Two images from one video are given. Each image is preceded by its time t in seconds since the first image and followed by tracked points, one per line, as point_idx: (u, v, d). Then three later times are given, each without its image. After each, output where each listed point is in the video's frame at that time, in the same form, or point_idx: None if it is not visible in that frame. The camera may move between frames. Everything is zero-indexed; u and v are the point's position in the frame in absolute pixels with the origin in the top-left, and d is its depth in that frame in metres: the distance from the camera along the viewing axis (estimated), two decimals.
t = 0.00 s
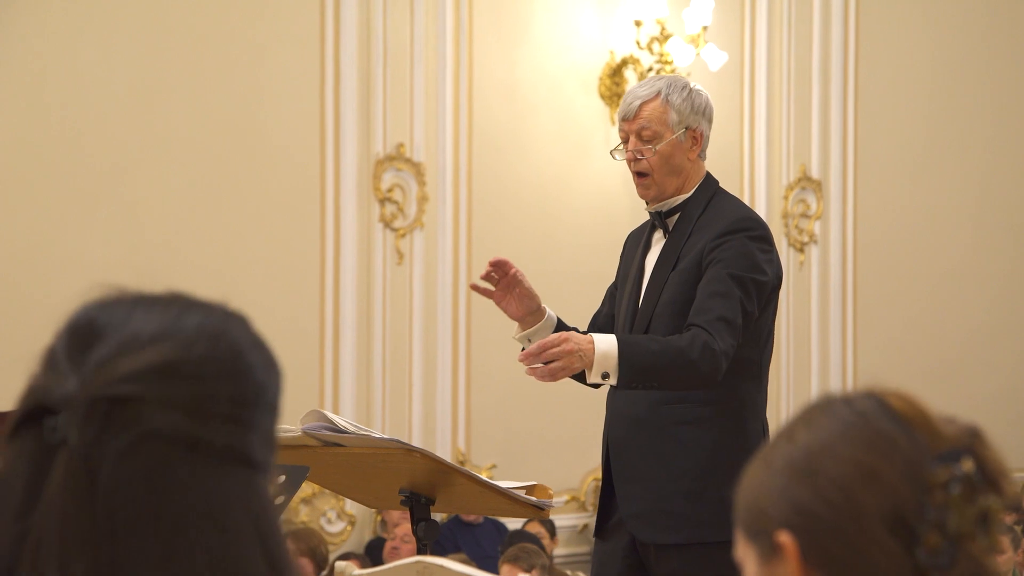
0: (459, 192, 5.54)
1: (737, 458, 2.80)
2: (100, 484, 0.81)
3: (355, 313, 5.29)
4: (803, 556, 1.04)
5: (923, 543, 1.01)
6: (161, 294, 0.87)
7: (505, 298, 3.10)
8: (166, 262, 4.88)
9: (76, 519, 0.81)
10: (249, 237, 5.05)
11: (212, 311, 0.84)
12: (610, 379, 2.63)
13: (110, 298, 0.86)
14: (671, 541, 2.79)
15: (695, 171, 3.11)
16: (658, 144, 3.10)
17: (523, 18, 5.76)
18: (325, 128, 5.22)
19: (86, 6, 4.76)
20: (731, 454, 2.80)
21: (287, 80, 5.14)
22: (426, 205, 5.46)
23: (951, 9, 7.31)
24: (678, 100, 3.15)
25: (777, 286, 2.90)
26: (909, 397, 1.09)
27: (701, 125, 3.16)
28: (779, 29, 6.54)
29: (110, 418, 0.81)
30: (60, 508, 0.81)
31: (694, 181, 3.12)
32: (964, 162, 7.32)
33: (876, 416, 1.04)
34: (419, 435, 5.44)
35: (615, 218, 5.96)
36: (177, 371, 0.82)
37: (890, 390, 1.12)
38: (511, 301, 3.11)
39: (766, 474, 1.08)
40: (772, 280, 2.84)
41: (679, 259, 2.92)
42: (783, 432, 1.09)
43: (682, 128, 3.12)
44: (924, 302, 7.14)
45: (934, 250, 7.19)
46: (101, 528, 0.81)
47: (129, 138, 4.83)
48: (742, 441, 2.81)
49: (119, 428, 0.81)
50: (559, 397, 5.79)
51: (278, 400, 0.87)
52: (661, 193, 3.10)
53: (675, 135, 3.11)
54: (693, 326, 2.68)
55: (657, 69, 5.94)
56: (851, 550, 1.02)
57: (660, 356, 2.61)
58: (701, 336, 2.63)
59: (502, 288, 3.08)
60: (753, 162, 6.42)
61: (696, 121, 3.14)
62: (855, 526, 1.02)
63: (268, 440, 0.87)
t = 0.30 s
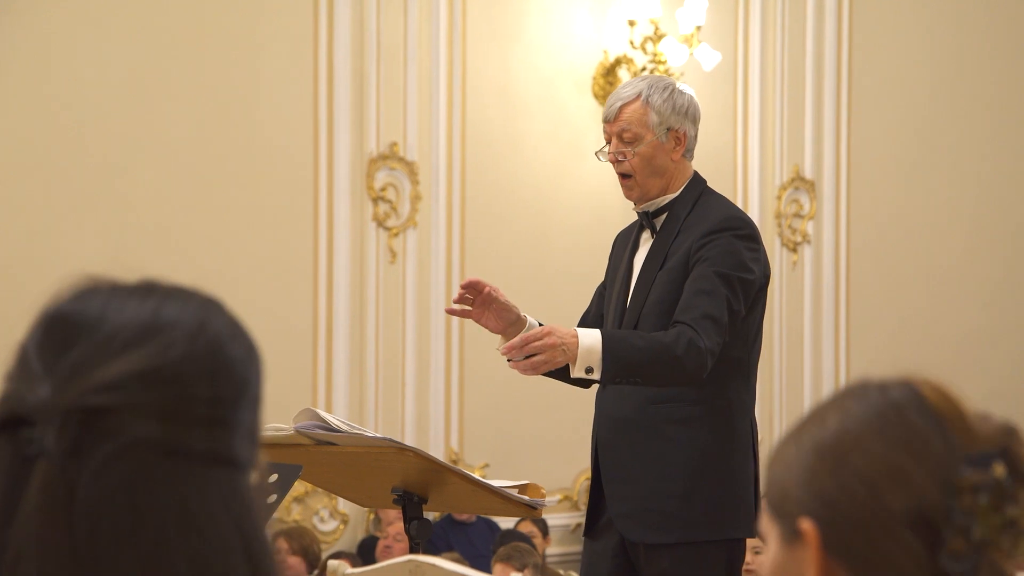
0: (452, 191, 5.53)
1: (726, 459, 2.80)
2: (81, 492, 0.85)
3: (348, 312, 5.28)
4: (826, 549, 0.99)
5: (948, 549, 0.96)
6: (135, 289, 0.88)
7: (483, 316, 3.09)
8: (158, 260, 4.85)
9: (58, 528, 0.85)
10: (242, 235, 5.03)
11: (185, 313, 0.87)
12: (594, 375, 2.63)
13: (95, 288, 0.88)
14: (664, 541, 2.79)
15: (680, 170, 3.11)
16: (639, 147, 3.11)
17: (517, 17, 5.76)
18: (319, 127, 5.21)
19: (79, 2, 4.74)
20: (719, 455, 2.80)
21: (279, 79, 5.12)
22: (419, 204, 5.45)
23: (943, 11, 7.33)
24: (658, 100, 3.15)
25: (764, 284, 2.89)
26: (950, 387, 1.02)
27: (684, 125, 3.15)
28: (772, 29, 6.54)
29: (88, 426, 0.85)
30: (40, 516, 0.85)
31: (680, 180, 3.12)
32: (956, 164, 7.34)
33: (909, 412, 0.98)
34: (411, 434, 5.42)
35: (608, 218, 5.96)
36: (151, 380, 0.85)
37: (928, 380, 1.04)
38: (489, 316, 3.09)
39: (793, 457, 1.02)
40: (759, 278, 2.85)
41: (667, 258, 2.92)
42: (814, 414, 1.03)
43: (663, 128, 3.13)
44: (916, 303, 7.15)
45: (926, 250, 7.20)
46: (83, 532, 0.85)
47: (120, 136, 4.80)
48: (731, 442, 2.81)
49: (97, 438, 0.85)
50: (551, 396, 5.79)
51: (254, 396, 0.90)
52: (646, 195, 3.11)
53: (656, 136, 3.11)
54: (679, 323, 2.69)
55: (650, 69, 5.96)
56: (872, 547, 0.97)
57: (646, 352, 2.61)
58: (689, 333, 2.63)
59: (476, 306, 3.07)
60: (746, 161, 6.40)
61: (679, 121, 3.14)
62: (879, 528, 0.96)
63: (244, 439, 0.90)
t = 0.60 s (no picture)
0: (447, 188, 5.51)
1: (712, 454, 2.79)
2: (66, 500, 0.82)
3: (341, 309, 5.25)
4: (848, 533, 0.95)
5: (974, 553, 0.88)
6: (118, 279, 0.83)
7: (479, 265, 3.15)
8: (150, 255, 4.82)
9: (44, 537, 0.82)
10: (234, 231, 5.00)
11: (169, 306, 0.82)
12: (574, 335, 2.57)
13: (76, 279, 0.82)
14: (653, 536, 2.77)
15: (663, 168, 3.06)
16: (620, 146, 3.06)
17: (512, 16, 5.74)
18: (313, 123, 5.18)
19: None
20: (705, 448, 2.78)
21: (273, 75, 5.10)
22: (413, 202, 5.43)
23: (940, 11, 7.32)
24: (639, 99, 3.10)
25: (748, 280, 2.88)
26: (996, 376, 0.94)
27: (666, 123, 3.10)
28: (768, 28, 6.53)
29: (74, 430, 0.82)
30: (25, 524, 0.82)
31: (663, 179, 3.07)
32: (950, 164, 7.34)
33: (939, 404, 0.92)
34: (405, 432, 5.40)
35: (602, 216, 5.95)
36: (137, 382, 0.81)
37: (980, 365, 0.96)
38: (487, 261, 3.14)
39: (818, 435, 0.97)
40: (743, 271, 2.82)
41: (652, 252, 2.90)
42: (844, 390, 0.98)
43: (645, 127, 3.08)
44: (910, 302, 7.15)
45: (921, 249, 7.20)
46: (67, 542, 0.82)
47: (113, 130, 4.77)
48: (718, 436, 2.80)
49: (84, 442, 0.82)
50: (544, 393, 5.79)
51: (243, 389, 0.86)
52: (629, 195, 3.05)
53: (637, 135, 3.06)
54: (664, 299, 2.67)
55: (645, 67, 5.94)
56: (890, 537, 0.93)
57: (629, 314, 2.59)
58: (676, 307, 2.61)
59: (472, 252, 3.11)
60: (739, 160, 6.38)
61: (661, 119, 3.09)
62: (900, 520, 0.92)
63: (234, 437, 0.86)
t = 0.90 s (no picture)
0: (442, 187, 5.51)
1: (695, 449, 2.68)
2: (61, 507, 0.81)
3: (337, 308, 5.24)
4: (866, 537, 0.89)
5: (990, 566, 0.84)
6: (110, 278, 0.82)
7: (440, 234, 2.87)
8: (146, 253, 4.80)
9: (39, 545, 0.81)
10: (230, 228, 4.98)
11: (161, 305, 0.82)
12: (547, 295, 2.49)
13: (69, 278, 0.81)
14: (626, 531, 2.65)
15: (633, 166, 2.94)
16: (586, 151, 2.93)
17: (508, 16, 5.75)
18: (309, 121, 5.17)
19: None
20: (688, 443, 2.67)
21: (269, 72, 5.08)
22: (409, 200, 5.42)
23: (935, 12, 7.33)
24: (602, 99, 2.96)
25: (722, 273, 2.78)
26: None
27: (633, 120, 2.97)
28: (764, 28, 6.52)
29: (65, 437, 0.81)
30: (20, 533, 0.81)
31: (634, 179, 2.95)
32: (945, 164, 7.35)
33: (964, 408, 0.86)
34: (400, 430, 5.39)
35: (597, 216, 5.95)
36: (131, 385, 0.80)
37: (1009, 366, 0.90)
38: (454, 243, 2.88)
39: (837, 431, 0.91)
40: (717, 262, 2.72)
41: (627, 246, 2.79)
42: (864, 383, 0.91)
43: (611, 127, 2.94)
44: (904, 302, 7.16)
45: (915, 249, 7.21)
46: (63, 549, 0.81)
47: (108, 127, 4.74)
48: (700, 431, 2.69)
49: (76, 448, 0.81)
50: (538, 392, 5.79)
51: (237, 387, 0.86)
52: (601, 197, 2.95)
53: (603, 137, 2.93)
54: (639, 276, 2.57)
55: (640, 66, 5.93)
56: (907, 547, 0.87)
57: (604, 281, 2.49)
58: (651, 281, 2.51)
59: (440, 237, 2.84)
60: (736, 159, 6.37)
61: (627, 119, 2.96)
62: (915, 530, 0.86)
63: (229, 436, 0.86)
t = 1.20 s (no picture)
0: (439, 184, 5.51)
1: (673, 446, 2.56)
2: (61, 509, 0.78)
3: (334, 306, 5.24)
4: (869, 538, 0.85)
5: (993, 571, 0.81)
6: (110, 277, 0.80)
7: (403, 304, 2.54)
8: (144, 252, 4.79)
9: (40, 545, 0.78)
10: (228, 227, 4.97)
11: (161, 305, 0.79)
12: (522, 327, 2.36)
13: (68, 278, 0.79)
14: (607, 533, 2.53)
15: (600, 165, 2.83)
16: (552, 150, 2.85)
17: (505, 13, 5.75)
18: (307, 119, 5.16)
19: None
20: (667, 440, 2.56)
21: (267, 70, 5.07)
22: (406, 198, 5.42)
23: (933, 9, 7.33)
24: (566, 100, 2.91)
25: (694, 271, 2.68)
26: None
27: (598, 119, 2.91)
28: (762, 27, 6.52)
29: (65, 439, 0.78)
30: (18, 535, 0.78)
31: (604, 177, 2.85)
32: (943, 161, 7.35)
33: (969, 408, 0.82)
34: (398, 428, 5.39)
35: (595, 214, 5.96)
36: (131, 387, 0.78)
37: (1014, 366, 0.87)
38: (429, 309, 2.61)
39: (842, 430, 0.87)
40: (689, 261, 2.62)
41: (598, 249, 2.70)
42: (868, 379, 0.87)
43: (576, 126, 2.88)
44: (902, 299, 7.16)
45: (913, 246, 7.21)
46: (63, 552, 0.78)
47: (106, 125, 4.74)
48: (678, 432, 2.57)
49: (77, 451, 0.78)
50: (537, 390, 5.78)
51: (238, 388, 0.83)
52: (571, 196, 2.84)
53: (569, 136, 2.86)
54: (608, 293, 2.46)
55: (636, 65, 5.94)
56: (911, 546, 0.83)
57: (576, 309, 2.36)
58: (621, 302, 2.39)
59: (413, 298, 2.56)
60: (733, 157, 6.38)
61: (592, 118, 2.90)
62: (919, 531, 0.82)
63: (230, 436, 0.83)
